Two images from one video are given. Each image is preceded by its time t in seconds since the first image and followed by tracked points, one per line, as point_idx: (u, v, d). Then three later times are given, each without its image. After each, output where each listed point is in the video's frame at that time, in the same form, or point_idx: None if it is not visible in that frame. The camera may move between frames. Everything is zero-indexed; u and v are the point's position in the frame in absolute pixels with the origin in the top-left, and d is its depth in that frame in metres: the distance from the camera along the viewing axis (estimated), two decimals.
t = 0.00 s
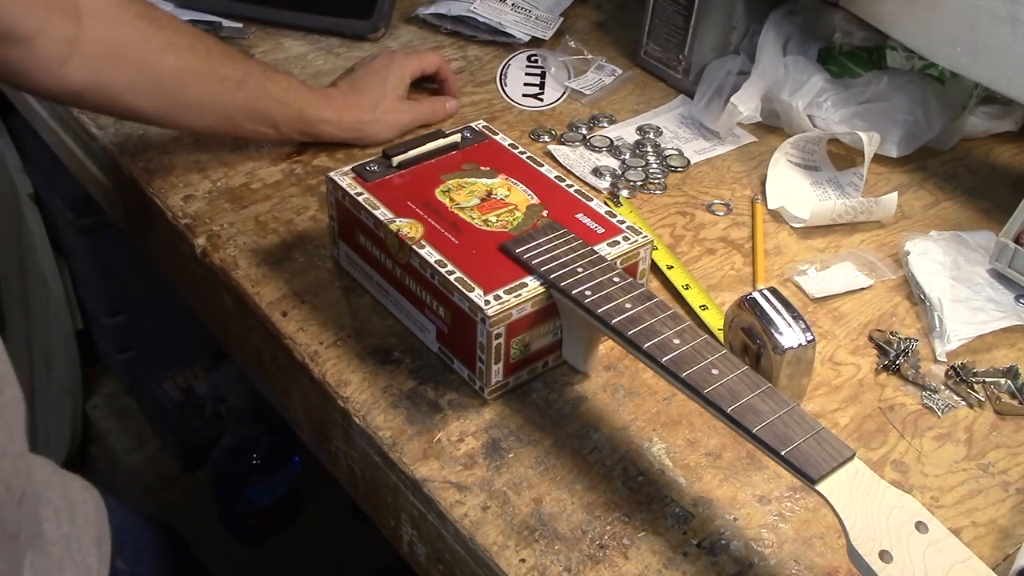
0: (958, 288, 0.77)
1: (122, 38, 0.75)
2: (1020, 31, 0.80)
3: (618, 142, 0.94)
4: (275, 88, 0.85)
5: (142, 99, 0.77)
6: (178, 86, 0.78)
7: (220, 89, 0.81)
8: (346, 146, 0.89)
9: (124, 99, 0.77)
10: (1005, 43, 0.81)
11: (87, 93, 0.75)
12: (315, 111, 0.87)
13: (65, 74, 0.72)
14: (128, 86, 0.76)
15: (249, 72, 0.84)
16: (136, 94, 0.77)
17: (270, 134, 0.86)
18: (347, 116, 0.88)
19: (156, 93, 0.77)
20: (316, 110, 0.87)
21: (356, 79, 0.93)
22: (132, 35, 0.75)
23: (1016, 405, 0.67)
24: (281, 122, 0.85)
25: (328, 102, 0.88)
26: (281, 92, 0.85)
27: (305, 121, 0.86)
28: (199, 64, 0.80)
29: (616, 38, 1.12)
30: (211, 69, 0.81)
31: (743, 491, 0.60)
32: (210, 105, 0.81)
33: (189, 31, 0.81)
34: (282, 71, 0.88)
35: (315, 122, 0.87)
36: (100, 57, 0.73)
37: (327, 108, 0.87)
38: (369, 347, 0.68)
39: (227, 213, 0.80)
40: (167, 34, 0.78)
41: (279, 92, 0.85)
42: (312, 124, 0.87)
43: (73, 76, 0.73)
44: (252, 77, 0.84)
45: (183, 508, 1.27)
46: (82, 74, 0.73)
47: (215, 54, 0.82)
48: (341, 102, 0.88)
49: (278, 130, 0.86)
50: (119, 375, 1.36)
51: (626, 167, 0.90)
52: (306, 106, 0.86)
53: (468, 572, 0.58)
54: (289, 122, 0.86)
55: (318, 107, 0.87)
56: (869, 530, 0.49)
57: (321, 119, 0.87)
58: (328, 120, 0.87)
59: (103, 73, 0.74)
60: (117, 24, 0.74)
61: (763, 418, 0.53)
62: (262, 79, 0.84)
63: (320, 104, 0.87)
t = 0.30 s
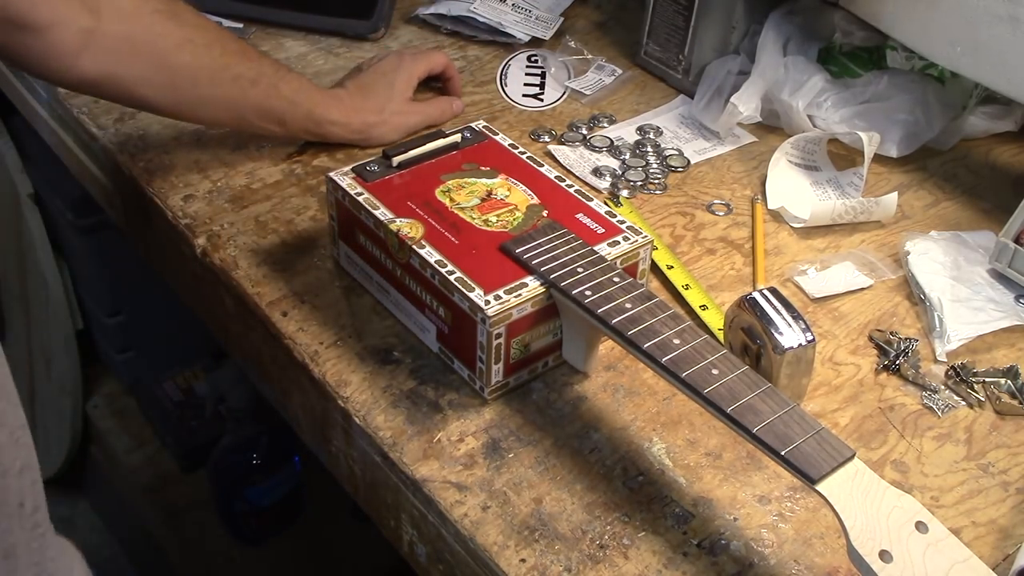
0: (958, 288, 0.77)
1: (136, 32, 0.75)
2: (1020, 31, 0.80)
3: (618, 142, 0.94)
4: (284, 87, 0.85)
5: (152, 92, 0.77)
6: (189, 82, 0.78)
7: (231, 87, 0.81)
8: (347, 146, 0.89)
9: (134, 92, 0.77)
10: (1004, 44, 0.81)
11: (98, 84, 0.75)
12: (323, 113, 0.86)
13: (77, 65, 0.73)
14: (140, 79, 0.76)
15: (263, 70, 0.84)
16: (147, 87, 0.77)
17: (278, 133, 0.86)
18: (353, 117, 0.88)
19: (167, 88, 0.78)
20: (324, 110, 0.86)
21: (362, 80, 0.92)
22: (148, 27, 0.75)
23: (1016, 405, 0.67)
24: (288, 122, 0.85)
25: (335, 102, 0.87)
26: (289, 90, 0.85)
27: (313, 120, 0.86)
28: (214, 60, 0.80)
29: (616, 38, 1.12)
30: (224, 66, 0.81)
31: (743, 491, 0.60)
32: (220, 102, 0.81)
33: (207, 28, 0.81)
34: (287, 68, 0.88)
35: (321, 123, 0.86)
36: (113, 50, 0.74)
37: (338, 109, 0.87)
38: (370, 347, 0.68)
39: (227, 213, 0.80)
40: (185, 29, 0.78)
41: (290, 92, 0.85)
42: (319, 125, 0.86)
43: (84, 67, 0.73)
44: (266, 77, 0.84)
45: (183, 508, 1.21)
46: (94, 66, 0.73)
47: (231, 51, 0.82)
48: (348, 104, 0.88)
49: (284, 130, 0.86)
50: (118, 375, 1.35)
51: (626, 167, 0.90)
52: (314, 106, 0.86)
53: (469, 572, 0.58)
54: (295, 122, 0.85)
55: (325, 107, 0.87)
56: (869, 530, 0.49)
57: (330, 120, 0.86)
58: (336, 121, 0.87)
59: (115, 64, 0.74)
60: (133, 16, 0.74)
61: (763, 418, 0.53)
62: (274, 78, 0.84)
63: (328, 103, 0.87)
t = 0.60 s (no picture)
0: (958, 288, 0.77)
1: (134, 32, 0.74)
2: (1019, 32, 0.80)
3: (618, 142, 0.94)
4: (285, 87, 0.85)
5: (151, 92, 0.77)
6: (188, 82, 0.78)
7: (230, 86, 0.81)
8: (346, 146, 0.89)
9: (132, 92, 0.77)
10: (1005, 44, 0.81)
11: (95, 85, 0.75)
12: (323, 112, 0.86)
13: (74, 66, 0.72)
14: (138, 79, 0.76)
15: (260, 70, 0.84)
16: (146, 87, 0.77)
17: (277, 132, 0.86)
18: (354, 117, 0.88)
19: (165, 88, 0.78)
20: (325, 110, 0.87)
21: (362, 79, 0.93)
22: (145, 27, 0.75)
23: (1016, 405, 0.67)
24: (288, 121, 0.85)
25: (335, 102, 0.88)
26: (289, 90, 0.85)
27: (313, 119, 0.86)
28: (212, 59, 0.80)
29: (616, 38, 1.12)
30: (222, 66, 0.81)
31: (743, 491, 0.60)
32: (219, 102, 0.81)
33: (205, 27, 0.81)
34: (287, 67, 0.88)
35: (322, 124, 0.86)
36: (111, 50, 0.73)
37: (340, 109, 0.87)
38: (369, 347, 0.68)
39: (227, 213, 0.80)
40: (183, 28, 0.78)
41: (287, 91, 0.85)
42: (319, 125, 0.86)
43: (82, 68, 0.73)
44: (262, 75, 0.84)
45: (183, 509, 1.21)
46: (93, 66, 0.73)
47: (227, 50, 0.82)
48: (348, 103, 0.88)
49: (283, 129, 0.86)
50: (118, 374, 1.35)
51: (626, 167, 0.90)
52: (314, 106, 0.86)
53: (469, 572, 0.58)
54: (295, 121, 0.86)
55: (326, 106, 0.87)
56: (869, 531, 0.49)
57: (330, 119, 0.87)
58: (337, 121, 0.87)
59: (113, 64, 0.74)
60: (131, 15, 0.74)
61: (764, 418, 0.53)
62: (271, 77, 0.85)
63: (328, 103, 0.87)
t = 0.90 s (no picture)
0: (958, 288, 0.77)
1: (133, 32, 0.74)
2: (1020, 31, 0.80)
3: (618, 142, 0.94)
4: (285, 87, 0.85)
5: (151, 92, 0.77)
6: (188, 82, 0.78)
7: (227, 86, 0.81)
8: (347, 146, 0.89)
9: (132, 93, 0.77)
10: (1005, 44, 0.81)
11: (95, 85, 0.74)
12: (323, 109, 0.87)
13: (73, 68, 0.72)
14: (138, 80, 0.76)
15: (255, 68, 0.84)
16: (146, 87, 0.77)
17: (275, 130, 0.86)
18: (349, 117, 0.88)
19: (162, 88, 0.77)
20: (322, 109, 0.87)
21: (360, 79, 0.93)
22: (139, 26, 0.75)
23: (1016, 405, 0.67)
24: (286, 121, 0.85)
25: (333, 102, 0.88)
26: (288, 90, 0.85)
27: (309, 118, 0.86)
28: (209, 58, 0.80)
29: (616, 38, 1.12)
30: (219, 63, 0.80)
31: (743, 491, 0.60)
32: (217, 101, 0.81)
33: (204, 28, 0.81)
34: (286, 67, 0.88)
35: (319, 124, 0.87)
36: (111, 51, 0.73)
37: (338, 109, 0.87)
38: (369, 347, 0.68)
39: (227, 213, 0.80)
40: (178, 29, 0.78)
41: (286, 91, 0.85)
42: (319, 125, 0.86)
43: (81, 69, 0.72)
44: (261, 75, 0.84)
45: (182, 508, 1.21)
46: (93, 68, 0.73)
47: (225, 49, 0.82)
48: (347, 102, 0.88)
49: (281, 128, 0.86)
50: (118, 374, 1.35)
51: (627, 167, 0.90)
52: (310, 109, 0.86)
53: (468, 572, 0.58)
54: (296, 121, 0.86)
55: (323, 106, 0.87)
56: (869, 531, 0.49)
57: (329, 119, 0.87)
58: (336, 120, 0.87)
59: (111, 66, 0.74)
60: (130, 16, 0.74)
61: (763, 418, 0.53)
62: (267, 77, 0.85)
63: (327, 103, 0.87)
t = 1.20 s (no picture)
0: (958, 288, 0.77)
1: (134, 35, 0.74)
2: (1019, 31, 0.80)
3: (618, 142, 0.94)
4: (285, 88, 0.85)
5: (152, 95, 0.77)
6: (189, 84, 0.78)
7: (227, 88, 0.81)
8: (347, 146, 0.89)
9: (133, 95, 0.77)
10: (1005, 44, 0.81)
11: (96, 87, 0.75)
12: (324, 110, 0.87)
13: (74, 70, 0.72)
14: (139, 83, 0.76)
15: (258, 69, 0.84)
16: (146, 90, 0.77)
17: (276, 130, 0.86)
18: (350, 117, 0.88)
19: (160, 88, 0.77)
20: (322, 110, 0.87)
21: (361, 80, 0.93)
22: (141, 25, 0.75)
23: (1016, 405, 0.67)
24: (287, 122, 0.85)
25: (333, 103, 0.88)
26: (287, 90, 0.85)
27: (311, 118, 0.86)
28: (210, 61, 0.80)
29: (616, 38, 1.12)
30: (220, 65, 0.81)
31: (743, 491, 0.60)
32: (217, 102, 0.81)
33: (204, 29, 0.81)
34: (287, 67, 0.88)
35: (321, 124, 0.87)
36: (112, 54, 0.73)
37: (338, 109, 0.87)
38: (369, 347, 0.68)
39: (227, 213, 0.80)
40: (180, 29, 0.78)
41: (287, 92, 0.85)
42: (320, 125, 0.87)
43: (81, 72, 0.73)
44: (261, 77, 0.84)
45: (181, 508, 1.21)
46: (92, 70, 0.73)
47: (225, 51, 0.82)
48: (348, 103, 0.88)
49: (282, 130, 0.86)
50: (118, 374, 1.35)
51: (626, 167, 0.90)
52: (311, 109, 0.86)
53: (469, 572, 0.58)
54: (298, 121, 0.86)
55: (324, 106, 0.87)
56: (869, 530, 0.49)
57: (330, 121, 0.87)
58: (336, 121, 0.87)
59: (112, 66, 0.74)
60: (130, 18, 0.74)
61: (764, 418, 0.53)
62: (269, 77, 0.85)
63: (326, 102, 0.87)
